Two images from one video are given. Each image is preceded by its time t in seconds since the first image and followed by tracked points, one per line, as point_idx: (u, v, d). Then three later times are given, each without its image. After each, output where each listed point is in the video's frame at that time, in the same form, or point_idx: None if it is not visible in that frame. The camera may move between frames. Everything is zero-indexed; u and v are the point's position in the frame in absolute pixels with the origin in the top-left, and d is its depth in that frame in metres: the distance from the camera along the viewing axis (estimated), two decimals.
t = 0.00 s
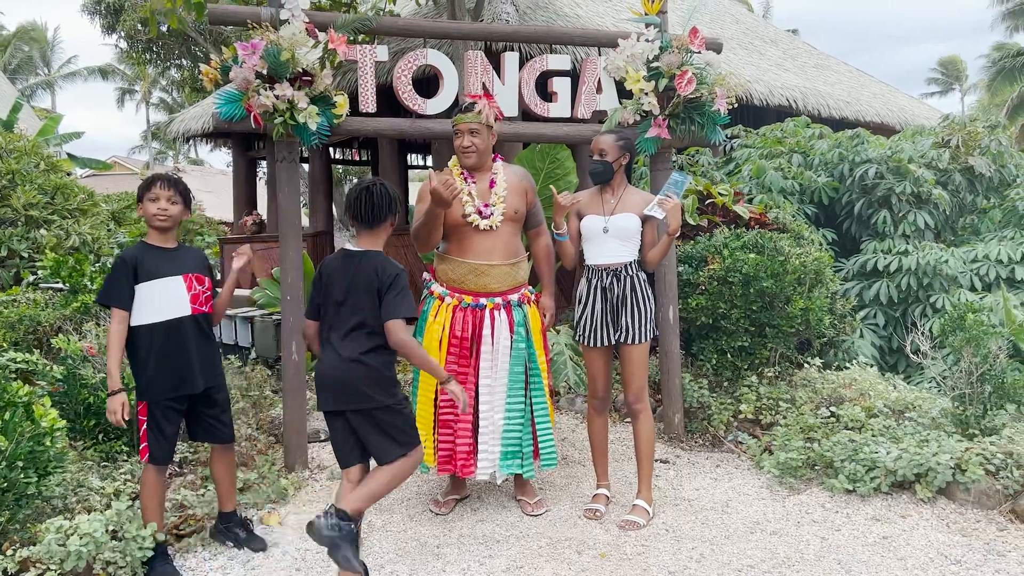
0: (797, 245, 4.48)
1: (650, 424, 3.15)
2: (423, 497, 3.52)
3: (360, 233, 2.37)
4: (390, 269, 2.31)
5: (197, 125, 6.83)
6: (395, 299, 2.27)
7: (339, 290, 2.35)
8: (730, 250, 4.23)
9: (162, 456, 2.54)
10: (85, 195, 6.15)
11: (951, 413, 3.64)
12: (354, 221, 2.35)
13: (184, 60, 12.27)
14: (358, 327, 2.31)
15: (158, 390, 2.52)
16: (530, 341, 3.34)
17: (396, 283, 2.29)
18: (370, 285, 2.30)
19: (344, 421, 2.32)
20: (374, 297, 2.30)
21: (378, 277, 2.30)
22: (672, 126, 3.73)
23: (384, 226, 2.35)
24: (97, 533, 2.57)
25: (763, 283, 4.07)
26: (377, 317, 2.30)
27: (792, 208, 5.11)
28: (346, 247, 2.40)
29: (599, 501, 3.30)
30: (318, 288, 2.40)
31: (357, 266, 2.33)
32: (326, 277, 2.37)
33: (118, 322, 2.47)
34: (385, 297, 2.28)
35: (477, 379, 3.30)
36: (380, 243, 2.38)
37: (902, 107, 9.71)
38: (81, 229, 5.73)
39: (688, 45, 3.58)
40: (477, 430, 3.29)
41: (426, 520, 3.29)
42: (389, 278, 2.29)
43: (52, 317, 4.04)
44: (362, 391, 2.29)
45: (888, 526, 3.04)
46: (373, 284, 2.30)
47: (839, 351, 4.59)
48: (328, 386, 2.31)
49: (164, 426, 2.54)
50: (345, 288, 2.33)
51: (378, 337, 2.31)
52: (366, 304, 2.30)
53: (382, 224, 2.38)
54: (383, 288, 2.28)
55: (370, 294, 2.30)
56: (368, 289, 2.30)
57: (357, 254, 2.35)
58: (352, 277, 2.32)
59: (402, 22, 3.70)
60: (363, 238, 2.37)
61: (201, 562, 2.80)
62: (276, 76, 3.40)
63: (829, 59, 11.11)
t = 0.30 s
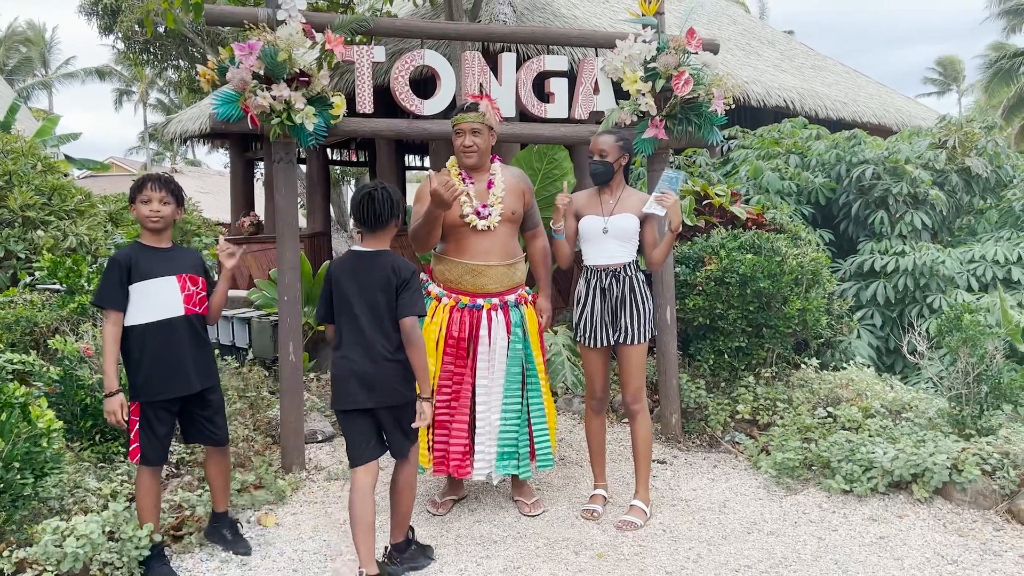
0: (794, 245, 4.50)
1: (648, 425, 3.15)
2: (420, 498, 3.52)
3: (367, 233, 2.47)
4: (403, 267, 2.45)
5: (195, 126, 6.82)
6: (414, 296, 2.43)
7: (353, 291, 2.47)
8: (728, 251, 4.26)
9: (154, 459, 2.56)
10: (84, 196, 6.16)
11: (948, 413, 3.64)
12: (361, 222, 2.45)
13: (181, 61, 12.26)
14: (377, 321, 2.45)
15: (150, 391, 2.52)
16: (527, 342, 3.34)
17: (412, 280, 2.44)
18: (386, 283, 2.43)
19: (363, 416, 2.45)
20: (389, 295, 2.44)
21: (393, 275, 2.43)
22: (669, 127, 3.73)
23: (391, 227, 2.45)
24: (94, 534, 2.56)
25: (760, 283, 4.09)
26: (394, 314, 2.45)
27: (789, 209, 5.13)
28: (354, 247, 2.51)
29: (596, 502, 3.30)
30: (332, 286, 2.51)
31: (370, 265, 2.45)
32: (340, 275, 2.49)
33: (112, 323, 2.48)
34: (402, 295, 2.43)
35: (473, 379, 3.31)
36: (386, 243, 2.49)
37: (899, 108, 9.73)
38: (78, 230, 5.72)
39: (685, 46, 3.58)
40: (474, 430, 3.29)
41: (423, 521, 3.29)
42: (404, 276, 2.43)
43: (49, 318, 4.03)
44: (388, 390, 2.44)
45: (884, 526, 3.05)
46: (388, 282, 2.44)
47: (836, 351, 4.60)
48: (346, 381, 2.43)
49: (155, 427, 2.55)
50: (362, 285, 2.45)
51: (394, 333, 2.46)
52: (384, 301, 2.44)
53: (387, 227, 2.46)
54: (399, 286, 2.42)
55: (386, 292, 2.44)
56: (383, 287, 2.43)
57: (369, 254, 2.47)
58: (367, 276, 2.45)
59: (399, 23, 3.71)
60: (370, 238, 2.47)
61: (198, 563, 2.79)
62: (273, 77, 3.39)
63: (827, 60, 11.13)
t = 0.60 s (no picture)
0: (790, 246, 4.50)
1: (644, 426, 3.15)
2: (417, 499, 3.52)
3: (359, 231, 2.50)
4: (394, 264, 2.46)
5: (192, 126, 6.82)
6: (404, 292, 2.44)
7: (355, 291, 2.53)
8: (725, 252, 4.27)
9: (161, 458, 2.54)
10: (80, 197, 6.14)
11: (945, 413, 3.65)
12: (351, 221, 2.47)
13: (178, 62, 12.25)
14: (375, 317, 2.50)
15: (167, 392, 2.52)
16: (524, 343, 3.34)
17: (403, 276, 2.44)
18: (379, 280, 2.46)
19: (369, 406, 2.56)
20: (384, 291, 2.47)
21: (384, 272, 2.45)
22: (666, 128, 3.74)
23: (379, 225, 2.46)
24: (90, 536, 2.57)
25: (757, 284, 4.09)
26: (390, 310, 2.48)
27: (786, 209, 5.14)
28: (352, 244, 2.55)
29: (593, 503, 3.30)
30: (337, 283, 2.59)
31: (363, 262, 2.48)
32: (340, 272, 2.55)
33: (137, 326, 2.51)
34: (394, 290, 2.45)
35: (471, 380, 3.30)
36: (378, 240, 2.50)
37: (896, 109, 9.74)
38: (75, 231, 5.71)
39: (681, 47, 3.59)
40: (471, 431, 3.29)
41: (421, 522, 3.28)
42: (394, 273, 2.44)
43: (46, 319, 4.03)
44: (386, 381, 2.49)
45: (882, 526, 3.05)
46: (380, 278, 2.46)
47: (833, 352, 4.61)
48: (352, 374, 2.53)
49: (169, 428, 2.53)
50: (359, 282, 2.50)
51: (390, 326, 2.50)
52: (379, 297, 2.48)
53: (376, 224, 2.48)
54: (390, 282, 2.44)
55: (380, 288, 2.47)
56: (377, 283, 2.47)
57: (363, 251, 2.50)
58: (362, 274, 2.49)
59: (396, 23, 3.71)
60: (362, 236, 2.50)
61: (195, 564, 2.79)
62: (270, 78, 3.38)
63: (824, 61, 11.14)
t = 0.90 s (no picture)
0: (786, 245, 4.51)
1: (639, 426, 3.14)
2: (413, 499, 3.51)
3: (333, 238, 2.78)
4: (349, 271, 2.69)
5: (187, 127, 6.80)
6: (353, 297, 2.65)
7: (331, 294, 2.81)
8: (721, 251, 4.27)
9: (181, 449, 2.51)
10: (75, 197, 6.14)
11: (941, 412, 3.65)
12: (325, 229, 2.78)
13: (173, 62, 12.23)
14: (337, 320, 2.74)
15: (185, 389, 2.52)
16: (521, 343, 3.34)
17: (352, 283, 2.66)
18: (338, 285, 2.70)
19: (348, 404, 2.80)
20: (341, 295, 2.70)
21: (342, 278, 2.69)
22: (662, 127, 3.73)
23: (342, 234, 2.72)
24: (84, 538, 2.55)
25: (753, 283, 4.10)
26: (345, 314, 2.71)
27: (782, 208, 5.14)
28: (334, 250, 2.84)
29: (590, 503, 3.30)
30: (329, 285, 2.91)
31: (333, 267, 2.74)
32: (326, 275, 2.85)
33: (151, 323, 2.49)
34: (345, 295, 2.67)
35: (468, 381, 3.30)
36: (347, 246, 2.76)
37: (892, 108, 9.76)
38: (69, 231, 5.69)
39: (677, 46, 3.59)
40: (468, 432, 3.28)
41: (417, 523, 3.27)
42: (346, 279, 2.67)
43: (40, 320, 4.01)
44: (350, 382, 2.72)
45: (878, 525, 3.05)
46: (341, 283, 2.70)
47: (829, 351, 4.61)
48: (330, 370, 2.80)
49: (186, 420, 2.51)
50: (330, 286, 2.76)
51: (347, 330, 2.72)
52: (338, 301, 2.72)
53: (342, 232, 2.75)
54: (343, 288, 2.67)
55: (338, 293, 2.71)
56: (337, 288, 2.71)
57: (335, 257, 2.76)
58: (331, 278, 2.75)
59: (391, 23, 3.70)
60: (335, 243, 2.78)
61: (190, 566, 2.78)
62: (265, 78, 3.37)
63: (819, 60, 11.16)
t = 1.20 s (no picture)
0: (780, 244, 4.51)
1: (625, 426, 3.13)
2: (408, 500, 3.50)
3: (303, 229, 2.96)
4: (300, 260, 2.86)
5: (182, 126, 6.78)
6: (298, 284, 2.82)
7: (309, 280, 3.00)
8: (715, 250, 4.28)
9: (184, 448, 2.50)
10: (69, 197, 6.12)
11: (934, 411, 3.66)
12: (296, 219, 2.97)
13: (167, 62, 12.20)
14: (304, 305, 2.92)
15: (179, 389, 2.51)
16: (515, 342, 3.34)
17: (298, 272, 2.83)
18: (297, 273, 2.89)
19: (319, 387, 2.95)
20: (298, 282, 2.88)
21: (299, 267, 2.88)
22: (655, 127, 3.73)
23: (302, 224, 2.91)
24: (77, 540, 2.54)
25: (747, 282, 4.11)
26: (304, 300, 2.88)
27: (776, 208, 5.15)
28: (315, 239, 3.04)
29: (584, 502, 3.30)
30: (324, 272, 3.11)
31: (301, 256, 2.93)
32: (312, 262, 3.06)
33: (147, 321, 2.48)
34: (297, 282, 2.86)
35: (462, 380, 3.30)
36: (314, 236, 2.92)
37: (886, 107, 9.79)
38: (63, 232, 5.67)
39: (670, 45, 3.58)
40: (464, 431, 3.28)
41: (411, 523, 3.27)
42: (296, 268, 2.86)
43: (34, 321, 4.00)
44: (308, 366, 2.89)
45: (871, 524, 3.06)
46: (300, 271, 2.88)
47: (823, 350, 4.62)
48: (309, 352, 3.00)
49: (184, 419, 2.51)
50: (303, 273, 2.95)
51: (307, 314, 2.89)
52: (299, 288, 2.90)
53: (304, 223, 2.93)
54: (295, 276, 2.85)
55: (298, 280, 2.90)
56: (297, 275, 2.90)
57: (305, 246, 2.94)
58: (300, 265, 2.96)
59: (385, 23, 3.69)
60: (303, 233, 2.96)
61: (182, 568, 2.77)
62: (257, 78, 3.36)
63: (814, 59, 11.18)
